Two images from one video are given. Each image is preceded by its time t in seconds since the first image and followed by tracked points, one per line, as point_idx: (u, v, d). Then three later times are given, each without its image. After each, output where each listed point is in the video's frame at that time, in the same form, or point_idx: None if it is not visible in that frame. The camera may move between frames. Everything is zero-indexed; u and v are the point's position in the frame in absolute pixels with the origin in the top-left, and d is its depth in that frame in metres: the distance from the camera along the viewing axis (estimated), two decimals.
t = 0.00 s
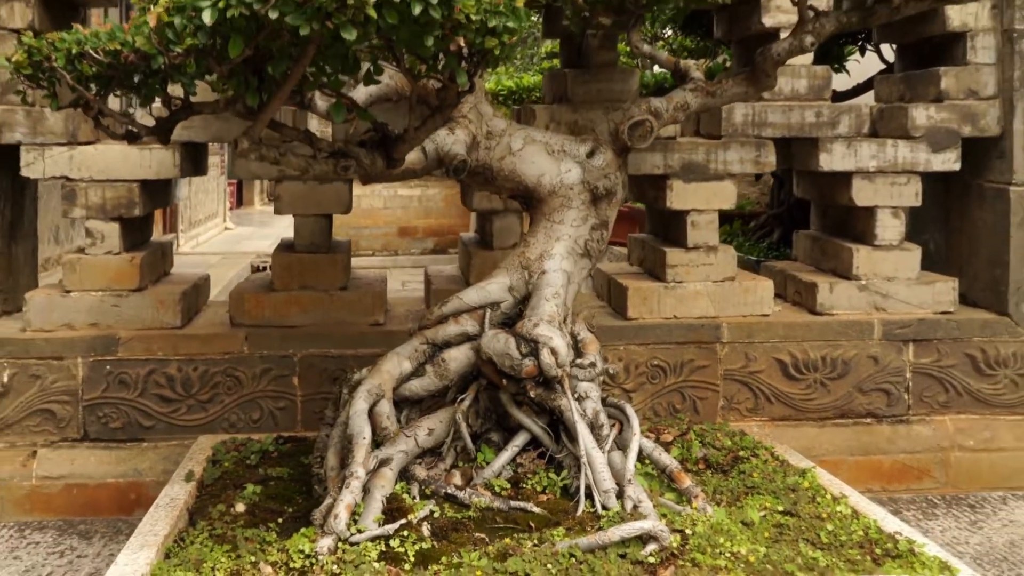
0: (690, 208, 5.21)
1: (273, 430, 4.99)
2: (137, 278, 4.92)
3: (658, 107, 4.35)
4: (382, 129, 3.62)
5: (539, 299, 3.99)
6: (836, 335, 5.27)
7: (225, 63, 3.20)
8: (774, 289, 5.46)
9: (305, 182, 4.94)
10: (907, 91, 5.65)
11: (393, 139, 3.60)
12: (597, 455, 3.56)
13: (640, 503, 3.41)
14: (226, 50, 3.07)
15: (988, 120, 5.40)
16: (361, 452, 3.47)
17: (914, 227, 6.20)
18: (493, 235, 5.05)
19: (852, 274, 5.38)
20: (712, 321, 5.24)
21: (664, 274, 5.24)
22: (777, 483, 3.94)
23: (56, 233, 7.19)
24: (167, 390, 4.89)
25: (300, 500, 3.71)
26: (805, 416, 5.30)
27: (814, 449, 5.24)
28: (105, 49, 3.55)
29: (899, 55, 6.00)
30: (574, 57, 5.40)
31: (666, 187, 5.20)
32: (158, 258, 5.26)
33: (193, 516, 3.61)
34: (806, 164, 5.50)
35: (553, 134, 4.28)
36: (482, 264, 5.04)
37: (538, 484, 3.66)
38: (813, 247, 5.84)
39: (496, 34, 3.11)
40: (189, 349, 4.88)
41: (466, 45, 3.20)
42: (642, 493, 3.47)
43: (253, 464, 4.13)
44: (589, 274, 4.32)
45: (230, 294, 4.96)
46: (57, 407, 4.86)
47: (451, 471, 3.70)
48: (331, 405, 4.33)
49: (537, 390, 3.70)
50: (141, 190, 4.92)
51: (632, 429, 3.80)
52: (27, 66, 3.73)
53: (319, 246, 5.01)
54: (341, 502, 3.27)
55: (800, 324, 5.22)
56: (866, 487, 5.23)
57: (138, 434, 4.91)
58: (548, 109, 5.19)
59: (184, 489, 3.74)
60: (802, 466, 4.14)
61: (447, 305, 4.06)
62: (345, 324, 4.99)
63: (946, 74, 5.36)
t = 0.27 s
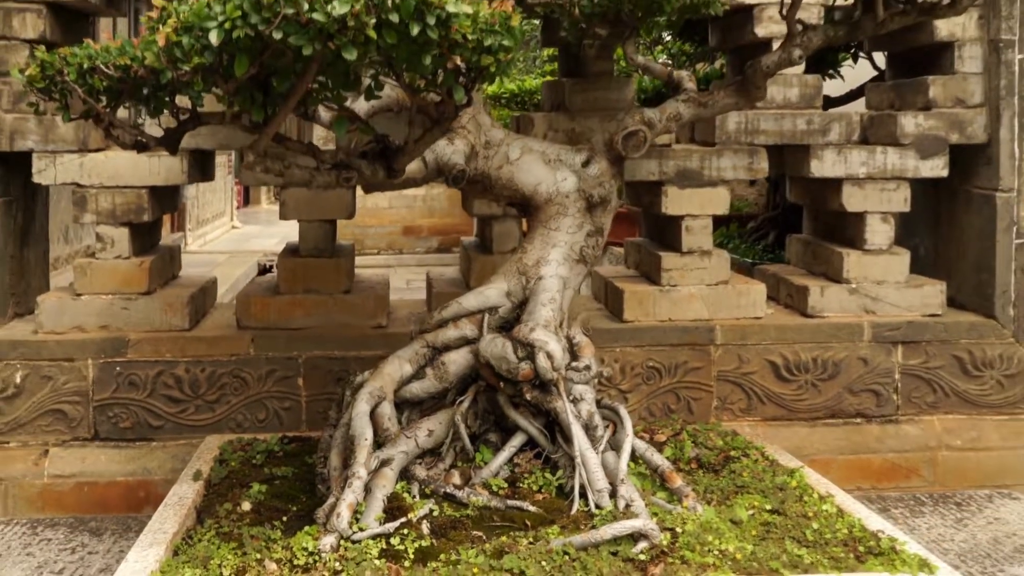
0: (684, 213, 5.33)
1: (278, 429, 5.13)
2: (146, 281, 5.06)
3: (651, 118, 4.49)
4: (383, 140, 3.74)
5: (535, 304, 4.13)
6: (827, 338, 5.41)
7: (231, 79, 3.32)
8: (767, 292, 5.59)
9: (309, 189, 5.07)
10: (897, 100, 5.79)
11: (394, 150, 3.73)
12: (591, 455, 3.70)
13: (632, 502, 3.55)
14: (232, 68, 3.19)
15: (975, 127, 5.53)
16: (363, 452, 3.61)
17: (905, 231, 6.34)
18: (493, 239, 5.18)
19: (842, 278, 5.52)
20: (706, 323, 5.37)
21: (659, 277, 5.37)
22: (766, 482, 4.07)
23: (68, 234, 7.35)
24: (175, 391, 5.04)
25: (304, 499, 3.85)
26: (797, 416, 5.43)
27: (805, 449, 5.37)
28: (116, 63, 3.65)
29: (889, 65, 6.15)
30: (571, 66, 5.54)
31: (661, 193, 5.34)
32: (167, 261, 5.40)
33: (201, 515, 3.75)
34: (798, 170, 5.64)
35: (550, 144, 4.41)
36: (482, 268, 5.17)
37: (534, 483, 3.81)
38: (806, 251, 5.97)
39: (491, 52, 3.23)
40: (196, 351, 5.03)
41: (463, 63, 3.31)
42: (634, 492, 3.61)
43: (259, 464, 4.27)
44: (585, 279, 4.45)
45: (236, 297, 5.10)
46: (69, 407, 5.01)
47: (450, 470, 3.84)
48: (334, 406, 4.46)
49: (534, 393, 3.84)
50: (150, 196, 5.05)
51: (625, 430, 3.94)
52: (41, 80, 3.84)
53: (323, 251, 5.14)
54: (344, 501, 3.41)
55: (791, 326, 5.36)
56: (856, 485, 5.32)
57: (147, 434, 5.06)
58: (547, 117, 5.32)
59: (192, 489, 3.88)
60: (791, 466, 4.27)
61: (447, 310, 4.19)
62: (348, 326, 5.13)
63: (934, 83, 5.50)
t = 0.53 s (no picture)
0: (678, 219, 5.50)
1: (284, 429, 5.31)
2: (157, 286, 5.24)
3: (644, 130, 4.65)
4: (385, 154, 3.90)
5: (531, 310, 4.29)
6: (816, 340, 5.58)
7: (240, 100, 3.48)
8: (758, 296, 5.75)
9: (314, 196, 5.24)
10: (886, 108, 5.92)
11: (395, 164, 3.90)
12: (584, 456, 3.87)
13: (622, 502, 3.73)
14: (242, 89, 3.35)
15: (962, 135, 5.68)
16: (365, 454, 3.78)
17: (896, 236, 6.49)
18: (492, 245, 5.35)
19: (832, 282, 5.68)
20: (699, 326, 5.54)
21: (654, 281, 5.54)
22: (753, 482, 4.24)
23: (81, 236, 7.53)
24: (185, 392, 5.22)
25: (309, 498, 4.03)
26: (787, 416, 5.60)
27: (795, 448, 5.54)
28: (130, 80, 3.76)
29: (880, 72, 6.27)
30: (568, 76, 5.70)
31: (655, 200, 5.50)
32: (177, 266, 5.57)
33: (211, 513, 3.93)
34: (789, 177, 5.80)
35: (546, 155, 4.56)
36: (481, 273, 5.34)
37: (529, 483, 3.99)
38: (797, 255, 6.13)
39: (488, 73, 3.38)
40: (206, 354, 5.21)
41: (461, 83, 3.46)
42: (624, 492, 3.78)
43: (266, 464, 4.45)
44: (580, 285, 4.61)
45: (244, 301, 5.28)
46: (83, 408, 5.20)
47: (449, 470, 4.02)
48: (338, 408, 4.64)
49: (529, 396, 4.00)
50: (161, 203, 5.23)
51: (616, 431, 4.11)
52: (57, 95, 3.93)
53: (328, 256, 5.32)
54: (347, 500, 3.59)
55: (781, 329, 5.53)
56: (843, 483, 5.52)
57: (158, 433, 5.24)
58: (545, 125, 5.46)
59: (202, 488, 4.06)
60: (777, 466, 4.44)
61: (446, 316, 4.36)
62: (352, 330, 5.30)
63: (922, 92, 5.65)
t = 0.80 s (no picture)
0: (672, 225, 5.65)
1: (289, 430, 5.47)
2: (165, 291, 5.40)
3: (637, 140, 4.78)
4: (386, 166, 4.05)
5: (527, 316, 4.44)
6: (806, 343, 5.73)
7: (246, 117, 3.62)
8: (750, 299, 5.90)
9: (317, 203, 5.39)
10: (877, 115, 6.00)
11: (395, 176, 4.05)
12: (577, 457, 4.02)
13: (614, 501, 3.89)
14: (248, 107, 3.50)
15: (951, 142, 5.77)
16: (367, 455, 3.94)
17: (887, 240, 6.63)
18: (491, 250, 5.50)
19: (822, 285, 5.82)
20: (692, 329, 5.69)
21: (648, 286, 5.69)
22: (740, 481, 4.39)
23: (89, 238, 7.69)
24: (193, 394, 5.38)
25: (313, 497, 4.20)
26: (777, 417, 5.76)
27: (785, 448, 5.70)
28: (139, 96, 3.83)
29: (873, 79, 6.38)
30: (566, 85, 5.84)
31: (650, 206, 5.65)
32: (184, 271, 5.73)
33: (218, 511, 4.09)
34: (781, 183, 5.94)
35: (542, 165, 4.69)
36: (480, 278, 5.50)
37: (525, 482, 4.15)
38: (789, 259, 6.27)
39: (484, 91, 3.52)
40: (212, 357, 5.37)
41: (459, 101, 3.59)
42: (616, 491, 3.94)
43: (272, 463, 4.61)
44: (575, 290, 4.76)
45: (250, 305, 5.44)
46: (94, 409, 5.36)
47: (447, 470, 4.18)
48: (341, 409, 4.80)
49: (525, 399, 4.15)
50: (168, 210, 5.39)
51: (609, 433, 4.27)
52: (69, 110, 4.05)
53: (331, 262, 5.47)
54: (349, 499, 3.75)
55: (772, 332, 5.69)
56: (831, 482, 5.70)
57: (166, 434, 5.41)
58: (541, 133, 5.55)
59: (209, 487, 4.22)
60: (764, 466, 4.59)
61: (445, 321, 4.51)
62: (354, 333, 5.46)
63: (912, 99, 5.76)
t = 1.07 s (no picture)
0: (666, 231, 5.79)
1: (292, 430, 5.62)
2: (171, 295, 5.55)
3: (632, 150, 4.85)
4: (387, 178, 4.20)
5: (524, 321, 4.58)
6: (796, 345, 5.88)
7: (252, 133, 3.77)
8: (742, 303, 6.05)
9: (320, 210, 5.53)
10: (868, 122, 6.13)
11: (396, 188, 4.19)
12: (571, 457, 4.17)
13: (606, 500, 4.04)
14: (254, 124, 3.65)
15: (940, 150, 5.90)
16: (368, 456, 4.09)
17: (878, 243, 6.77)
18: (489, 256, 5.65)
19: (813, 290, 5.96)
20: (686, 332, 5.84)
21: (642, 290, 5.83)
22: (729, 480, 4.54)
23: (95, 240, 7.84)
24: (199, 396, 5.53)
25: (317, 496, 4.35)
26: (768, 418, 5.90)
27: (776, 448, 5.85)
28: (148, 111, 3.98)
29: (864, 87, 6.50)
30: (563, 94, 5.97)
31: (645, 212, 5.79)
32: (190, 277, 5.87)
33: (225, 510, 4.24)
34: (772, 190, 6.08)
35: (538, 175, 4.83)
36: (478, 283, 5.64)
37: (520, 482, 4.30)
38: (781, 263, 6.41)
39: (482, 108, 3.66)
40: (218, 360, 5.52)
41: (457, 117, 3.73)
42: (608, 491, 4.09)
43: (276, 464, 4.76)
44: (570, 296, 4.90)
45: (254, 310, 5.58)
46: (102, 411, 5.51)
47: (446, 470, 4.33)
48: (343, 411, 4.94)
49: (521, 401, 4.30)
50: (174, 217, 5.53)
51: (602, 434, 4.42)
52: (80, 123, 4.19)
53: (333, 267, 5.62)
54: (351, 499, 3.90)
55: (763, 335, 5.83)
56: (820, 480, 5.84)
57: (173, 435, 5.55)
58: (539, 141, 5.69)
59: (216, 487, 4.36)
60: (753, 465, 4.74)
61: (444, 326, 4.65)
62: (356, 336, 5.60)
63: (902, 108, 5.89)
